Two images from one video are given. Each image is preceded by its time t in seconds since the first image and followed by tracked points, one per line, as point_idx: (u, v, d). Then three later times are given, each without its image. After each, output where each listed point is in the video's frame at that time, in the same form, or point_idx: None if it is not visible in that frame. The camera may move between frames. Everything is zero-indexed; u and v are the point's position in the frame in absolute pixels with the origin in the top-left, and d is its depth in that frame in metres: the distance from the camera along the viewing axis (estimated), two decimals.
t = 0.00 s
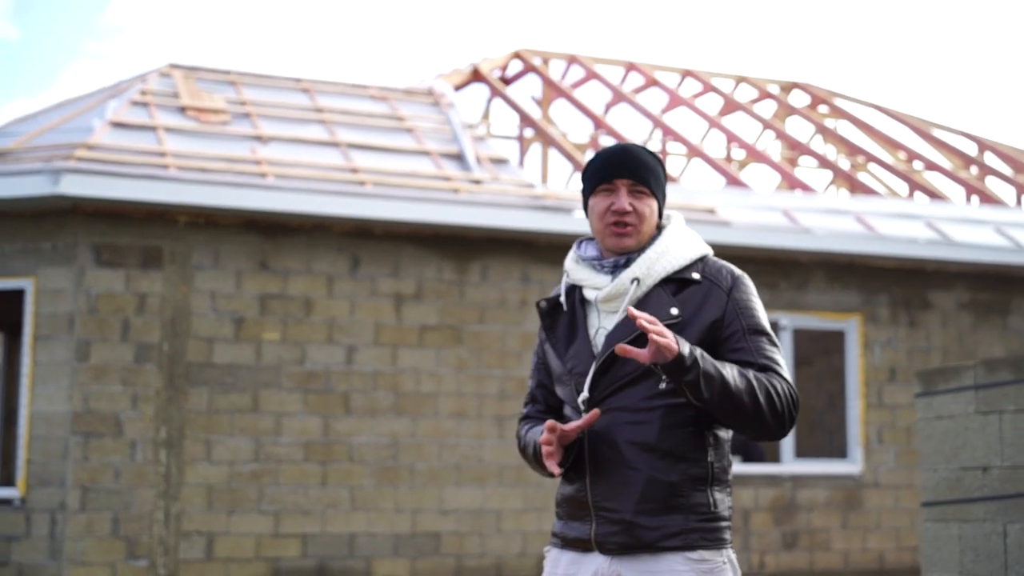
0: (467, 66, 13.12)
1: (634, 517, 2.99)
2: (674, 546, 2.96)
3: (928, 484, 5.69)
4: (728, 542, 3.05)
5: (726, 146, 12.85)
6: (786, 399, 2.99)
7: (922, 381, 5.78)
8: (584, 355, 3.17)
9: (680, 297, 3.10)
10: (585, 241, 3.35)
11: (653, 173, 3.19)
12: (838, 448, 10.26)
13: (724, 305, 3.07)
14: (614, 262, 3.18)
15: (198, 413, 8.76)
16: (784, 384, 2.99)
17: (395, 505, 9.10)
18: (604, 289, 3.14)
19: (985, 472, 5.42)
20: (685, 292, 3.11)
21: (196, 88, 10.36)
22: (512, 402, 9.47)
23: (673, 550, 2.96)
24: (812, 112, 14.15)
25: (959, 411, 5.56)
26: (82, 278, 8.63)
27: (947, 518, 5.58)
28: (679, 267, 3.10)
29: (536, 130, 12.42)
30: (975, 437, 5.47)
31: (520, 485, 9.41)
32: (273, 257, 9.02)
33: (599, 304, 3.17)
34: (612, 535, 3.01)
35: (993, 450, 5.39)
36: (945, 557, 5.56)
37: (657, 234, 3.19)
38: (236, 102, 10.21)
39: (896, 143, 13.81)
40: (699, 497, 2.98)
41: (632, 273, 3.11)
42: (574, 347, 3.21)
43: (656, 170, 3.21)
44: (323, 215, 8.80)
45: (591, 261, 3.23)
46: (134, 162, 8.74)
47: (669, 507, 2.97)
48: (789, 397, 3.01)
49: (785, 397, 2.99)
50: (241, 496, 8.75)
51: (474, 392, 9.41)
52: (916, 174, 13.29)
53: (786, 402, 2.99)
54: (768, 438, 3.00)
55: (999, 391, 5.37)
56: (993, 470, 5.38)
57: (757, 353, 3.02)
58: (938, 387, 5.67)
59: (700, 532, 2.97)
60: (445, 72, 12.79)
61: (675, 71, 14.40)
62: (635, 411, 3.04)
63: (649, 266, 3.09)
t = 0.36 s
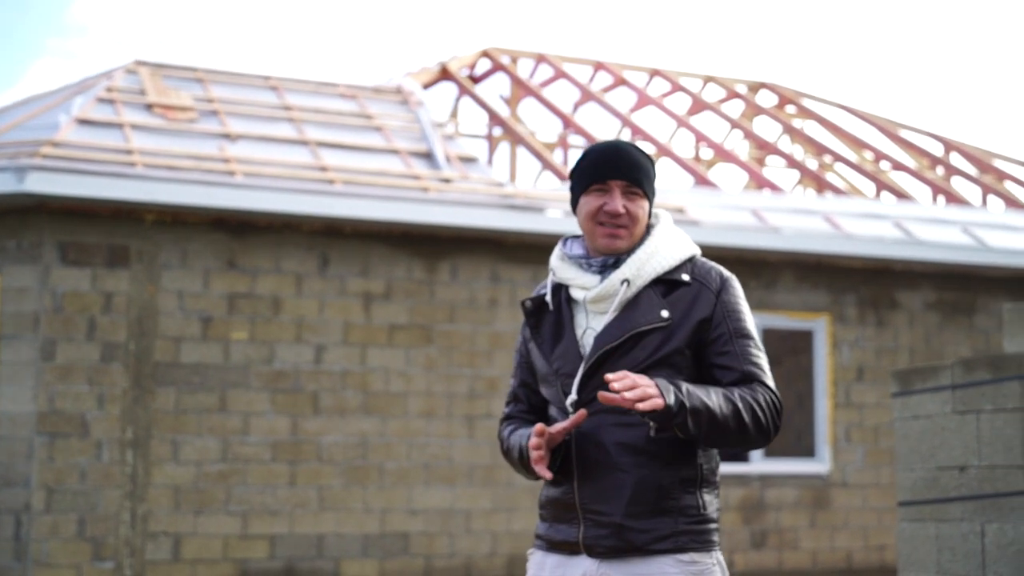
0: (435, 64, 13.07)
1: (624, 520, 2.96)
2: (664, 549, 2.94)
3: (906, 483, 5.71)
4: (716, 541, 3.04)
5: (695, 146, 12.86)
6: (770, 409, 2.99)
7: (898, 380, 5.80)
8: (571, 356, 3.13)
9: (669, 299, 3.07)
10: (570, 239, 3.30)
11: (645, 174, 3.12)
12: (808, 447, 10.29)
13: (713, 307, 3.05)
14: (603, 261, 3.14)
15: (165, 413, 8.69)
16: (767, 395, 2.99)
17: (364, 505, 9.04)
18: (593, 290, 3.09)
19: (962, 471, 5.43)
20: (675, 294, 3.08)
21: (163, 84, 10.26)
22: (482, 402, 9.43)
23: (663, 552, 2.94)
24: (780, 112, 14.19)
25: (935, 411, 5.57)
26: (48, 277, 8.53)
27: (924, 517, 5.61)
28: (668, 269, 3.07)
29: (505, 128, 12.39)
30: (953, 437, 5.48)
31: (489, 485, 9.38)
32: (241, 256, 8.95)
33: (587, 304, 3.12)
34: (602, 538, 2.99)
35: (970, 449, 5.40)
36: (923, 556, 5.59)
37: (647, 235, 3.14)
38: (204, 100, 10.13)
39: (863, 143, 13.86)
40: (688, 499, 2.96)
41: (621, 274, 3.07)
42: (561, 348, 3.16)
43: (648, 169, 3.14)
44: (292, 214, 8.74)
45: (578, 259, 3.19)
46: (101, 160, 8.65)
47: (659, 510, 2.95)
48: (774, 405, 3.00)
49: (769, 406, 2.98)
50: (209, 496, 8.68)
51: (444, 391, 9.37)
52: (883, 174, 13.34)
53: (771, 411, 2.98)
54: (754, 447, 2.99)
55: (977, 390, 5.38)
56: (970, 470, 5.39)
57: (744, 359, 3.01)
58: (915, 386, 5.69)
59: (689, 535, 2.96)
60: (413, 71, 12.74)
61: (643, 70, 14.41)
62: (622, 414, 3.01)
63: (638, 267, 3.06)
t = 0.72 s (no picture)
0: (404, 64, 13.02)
1: (619, 526, 2.87)
2: (660, 555, 2.86)
3: (882, 487, 5.72)
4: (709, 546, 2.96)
5: (663, 148, 12.86)
6: (762, 414, 2.92)
7: (875, 383, 5.81)
8: (563, 360, 3.00)
9: (663, 302, 2.97)
10: (558, 239, 3.18)
11: (637, 178, 3.01)
12: (776, 449, 10.32)
13: (705, 311, 2.97)
14: (595, 266, 3.02)
15: (132, 415, 8.61)
16: (760, 400, 2.92)
17: (333, 508, 8.99)
18: (585, 294, 2.99)
19: (940, 475, 5.45)
20: (668, 298, 2.99)
21: (130, 83, 10.18)
22: (451, 404, 9.40)
23: (659, 558, 2.87)
24: (748, 115, 14.23)
25: (912, 414, 5.58)
26: (14, 276, 8.43)
27: (901, 521, 5.63)
28: (662, 272, 2.98)
29: (474, 130, 12.36)
30: (930, 440, 5.49)
31: (459, 487, 9.35)
32: (209, 257, 8.88)
33: (578, 308, 3.01)
34: (596, 545, 2.89)
35: (948, 453, 5.42)
36: (899, 559, 5.60)
37: (638, 240, 3.04)
38: (171, 99, 10.05)
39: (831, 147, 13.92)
40: (682, 503, 2.89)
41: (615, 279, 2.97)
42: (551, 350, 3.04)
43: (640, 173, 3.04)
44: (262, 214, 8.69)
45: (568, 262, 3.06)
46: (68, 159, 8.56)
47: (654, 515, 2.87)
48: (767, 411, 2.93)
49: (762, 411, 2.92)
50: (176, 499, 8.61)
51: (413, 393, 9.32)
52: (850, 178, 13.40)
53: (764, 416, 2.92)
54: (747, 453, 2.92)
55: (955, 394, 5.39)
56: (948, 473, 5.41)
57: (737, 364, 2.93)
58: (892, 389, 5.69)
59: (684, 540, 2.88)
60: (382, 71, 12.68)
61: (611, 72, 14.41)
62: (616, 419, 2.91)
63: (632, 272, 2.96)
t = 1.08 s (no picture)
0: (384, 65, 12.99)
1: (617, 531, 2.84)
2: (657, 559, 2.82)
3: (869, 488, 5.75)
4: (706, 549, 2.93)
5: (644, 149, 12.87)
6: (758, 427, 2.87)
7: (861, 385, 5.84)
8: (561, 361, 2.96)
9: (663, 305, 2.92)
10: (558, 236, 3.12)
11: (636, 168, 2.97)
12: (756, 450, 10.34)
13: (705, 314, 2.91)
14: (593, 263, 2.96)
15: (110, 417, 8.56)
16: (755, 413, 2.87)
17: (313, 510, 8.95)
18: (584, 294, 2.94)
19: (927, 476, 5.47)
20: (668, 300, 2.93)
21: (108, 82, 10.12)
22: (432, 405, 9.38)
23: (656, 562, 2.82)
24: (728, 117, 14.25)
25: (900, 416, 5.61)
26: None
27: (888, 522, 5.65)
28: (662, 273, 2.93)
29: (455, 130, 12.33)
30: (918, 441, 5.52)
31: (439, 489, 9.33)
32: (189, 257, 8.83)
33: (577, 308, 2.96)
34: (593, 549, 2.86)
35: (935, 454, 5.44)
36: (885, 561, 5.63)
37: (638, 234, 2.98)
38: (150, 98, 10.00)
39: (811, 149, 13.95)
40: (680, 508, 2.86)
41: (615, 280, 2.92)
42: (549, 351, 2.99)
43: (640, 167, 2.99)
44: (242, 214, 8.64)
45: (566, 259, 3.01)
46: (46, 158, 8.50)
47: (651, 520, 2.84)
48: (762, 421, 2.89)
49: (757, 425, 2.87)
50: (155, 501, 8.57)
51: (394, 395, 9.29)
52: (829, 179, 13.44)
53: (760, 429, 2.87)
54: (743, 461, 2.89)
55: (942, 395, 5.42)
56: (935, 474, 5.44)
57: (735, 372, 2.88)
58: (880, 391, 5.73)
59: (682, 543, 2.85)
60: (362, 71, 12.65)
61: (591, 73, 14.41)
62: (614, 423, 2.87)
63: (632, 272, 2.91)
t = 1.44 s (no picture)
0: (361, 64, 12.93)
1: (610, 532, 2.73)
2: (652, 561, 2.72)
3: (853, 490, 5.79)
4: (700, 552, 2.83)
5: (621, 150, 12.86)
6: (748, 432, 2.79)
7: (846, 386, 5.88)
8: (557, 360, 2.87)
9: (659, 305, 2.85)
10: (552, 235, 3.04)
11: (630, 171, 2.88)
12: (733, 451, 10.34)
13: (701, 314, 2.84)
14: (589, 263, 2.87)
15: (86, 417, 8.49)
16: (746, 418, 2.79)
17: (290, 511, 8.90)
18: (581, 293, 2.85)
19: (912, 478, 5.50)
20: (663, 300, 2.86)
21: (84, 80, 10.05)
22: (410, 406, 9.34)
23: (650, 564, 2.72)
24: (705, 118, 14.27)
25: (884, 417, 5.65)
26: None
27: (873, 524, 5.70)
28: (659, 273, 2.86)
29: (432, 130, 12.29)
30: (903, 443, 5.56)
31: (417, 490, 9.29)
32: (165, 257, 8.77)
33: (573, 307, 2.88)
34: (586, 550, 2.74)
35: (920, 456, 5.48)
36: (870, 562, 5.67)
37: (633, 235, 2.91)
38: (126, 97, 9.93)
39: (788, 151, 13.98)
40: (674, 509, 2.76)
41: (611, 279, 2.84)
42: (544, 350, 2.90)
43: (634, 168, 2.90)
44: (218, 214, 8.58)
45: (561, 258, 2.92)
46: (22, 157, 8.44)
47: (646, 521, 2.74)
48: (754, 426, 2.81)
49: (748, 429, 2.79)
50: (131, 502, 8.50)
51: (371, 395, 9.26)
52: (806, 181, 13.47)
53: (750, 434, 2.79)
54: (733, 465, 2.82)
55: (928, 397, 5.43)
56: (920, 476, 5.47)
57: (728, 374, 2.80)
58: (864, 392, 5.77)
59: (676, 546, 2.74)
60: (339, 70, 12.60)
61: (569, 73, 14.40)
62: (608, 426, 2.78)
63: (629, 272, 2.83)
